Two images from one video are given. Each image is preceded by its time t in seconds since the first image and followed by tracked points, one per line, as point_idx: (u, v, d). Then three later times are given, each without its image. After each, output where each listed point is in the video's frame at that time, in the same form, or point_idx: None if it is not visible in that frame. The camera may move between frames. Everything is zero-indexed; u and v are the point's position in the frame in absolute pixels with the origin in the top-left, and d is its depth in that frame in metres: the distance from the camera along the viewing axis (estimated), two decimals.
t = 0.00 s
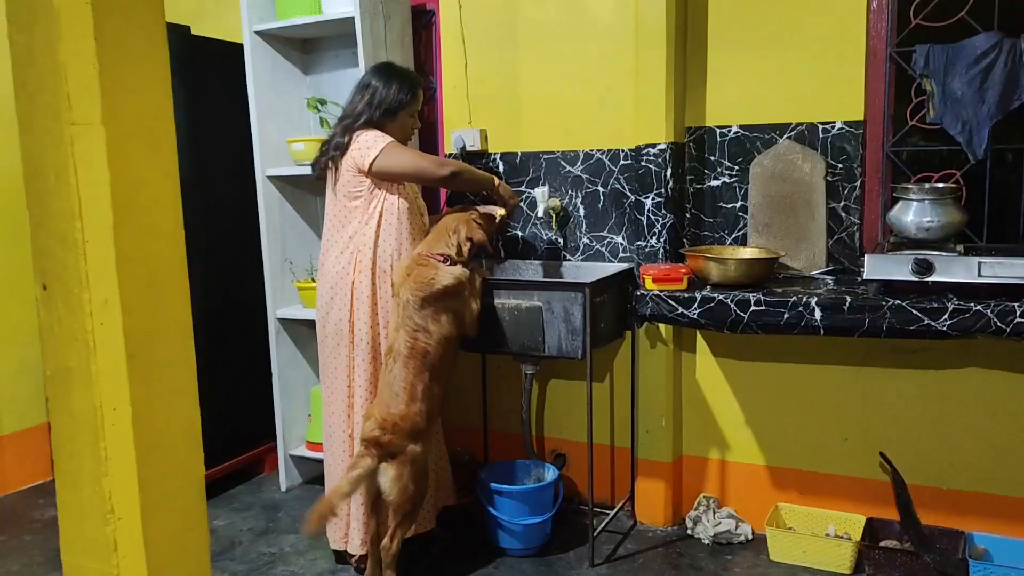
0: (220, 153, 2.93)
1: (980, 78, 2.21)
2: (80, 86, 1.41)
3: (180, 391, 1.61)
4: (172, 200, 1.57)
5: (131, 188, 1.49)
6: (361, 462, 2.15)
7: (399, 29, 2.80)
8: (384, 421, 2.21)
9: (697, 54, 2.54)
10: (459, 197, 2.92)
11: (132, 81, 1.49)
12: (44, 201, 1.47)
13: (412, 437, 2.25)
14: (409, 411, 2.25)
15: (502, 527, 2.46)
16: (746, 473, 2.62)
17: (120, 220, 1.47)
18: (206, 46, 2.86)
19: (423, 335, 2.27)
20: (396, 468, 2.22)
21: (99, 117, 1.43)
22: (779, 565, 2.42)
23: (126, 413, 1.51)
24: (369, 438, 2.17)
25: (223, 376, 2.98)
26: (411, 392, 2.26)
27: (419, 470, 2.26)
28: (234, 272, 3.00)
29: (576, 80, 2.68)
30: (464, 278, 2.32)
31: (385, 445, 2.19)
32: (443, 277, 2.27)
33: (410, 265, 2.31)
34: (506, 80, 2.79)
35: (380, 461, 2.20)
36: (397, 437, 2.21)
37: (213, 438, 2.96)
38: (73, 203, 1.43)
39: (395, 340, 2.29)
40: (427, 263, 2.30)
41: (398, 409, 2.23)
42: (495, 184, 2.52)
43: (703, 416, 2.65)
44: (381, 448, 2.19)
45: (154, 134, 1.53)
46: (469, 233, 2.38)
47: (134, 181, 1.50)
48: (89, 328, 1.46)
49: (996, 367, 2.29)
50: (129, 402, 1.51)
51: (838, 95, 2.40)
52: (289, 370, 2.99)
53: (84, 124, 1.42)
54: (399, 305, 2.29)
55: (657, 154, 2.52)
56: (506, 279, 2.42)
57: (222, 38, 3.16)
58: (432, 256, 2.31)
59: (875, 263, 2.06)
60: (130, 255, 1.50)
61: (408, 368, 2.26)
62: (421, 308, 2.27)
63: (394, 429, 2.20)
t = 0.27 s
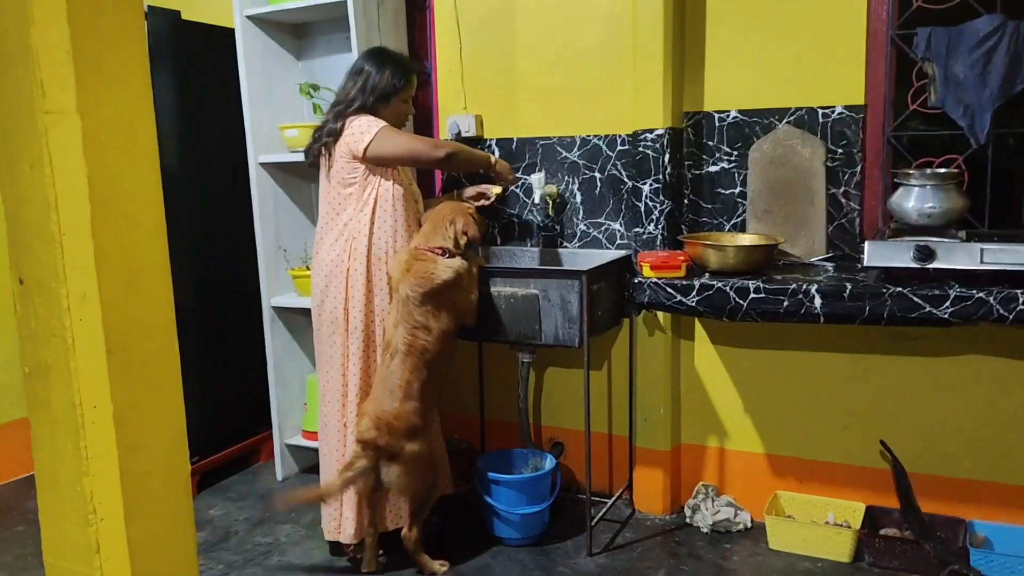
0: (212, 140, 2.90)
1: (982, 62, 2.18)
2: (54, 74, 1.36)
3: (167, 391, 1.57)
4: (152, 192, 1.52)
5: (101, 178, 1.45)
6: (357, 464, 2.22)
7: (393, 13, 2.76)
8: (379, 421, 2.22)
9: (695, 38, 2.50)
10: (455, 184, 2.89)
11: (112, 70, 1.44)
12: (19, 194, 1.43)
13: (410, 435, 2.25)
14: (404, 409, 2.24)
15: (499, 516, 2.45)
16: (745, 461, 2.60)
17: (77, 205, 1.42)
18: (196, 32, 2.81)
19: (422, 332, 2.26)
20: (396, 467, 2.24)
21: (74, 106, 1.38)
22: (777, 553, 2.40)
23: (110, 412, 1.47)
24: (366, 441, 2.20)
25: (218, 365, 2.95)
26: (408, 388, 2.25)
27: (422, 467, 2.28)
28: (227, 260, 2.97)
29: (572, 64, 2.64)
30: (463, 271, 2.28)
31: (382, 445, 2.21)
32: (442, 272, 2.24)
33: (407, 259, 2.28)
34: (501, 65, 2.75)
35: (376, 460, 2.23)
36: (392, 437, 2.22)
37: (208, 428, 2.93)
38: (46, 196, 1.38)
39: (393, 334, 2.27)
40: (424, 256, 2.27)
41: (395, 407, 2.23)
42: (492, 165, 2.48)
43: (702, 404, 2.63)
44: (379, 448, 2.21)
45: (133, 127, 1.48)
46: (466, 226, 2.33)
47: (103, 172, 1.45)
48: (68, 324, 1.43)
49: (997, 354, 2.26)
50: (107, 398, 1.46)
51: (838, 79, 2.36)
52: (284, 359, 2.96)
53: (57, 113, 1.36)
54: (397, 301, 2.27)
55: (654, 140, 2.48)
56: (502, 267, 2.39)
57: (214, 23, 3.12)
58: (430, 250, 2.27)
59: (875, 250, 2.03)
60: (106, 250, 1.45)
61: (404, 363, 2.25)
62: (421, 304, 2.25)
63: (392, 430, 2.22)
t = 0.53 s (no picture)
0: (208, 130, 2.84)
1: (996, 48, 2.12)
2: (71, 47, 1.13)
3: (145, 407, 1.09)
4: (139, 133, 1.04)
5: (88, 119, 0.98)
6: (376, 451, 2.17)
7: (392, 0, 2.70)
8: (393, 413, 2.18)
9: (701, 25, 2.44)
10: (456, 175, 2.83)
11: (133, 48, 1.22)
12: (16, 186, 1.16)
13: (421, 426, 2.21)
14: (417, 400, 2.20)
15: (501, 515, 2.40)
16: (752, 458, 2.55)
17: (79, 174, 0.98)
18: (192, 20, 2.76)
19: (428, 320, 2.19)
20: (410, 460, 2.20)
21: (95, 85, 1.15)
22: (785, 552, 2.35)
23: (85, 448, 1.01)
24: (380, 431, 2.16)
25: (215, 360, 2.90)
26: (417, 379, 2.21)
27: (434, 457, 2.25)
28: (225, 253, 2.92)
29: (575, 52, 2.58)
30: (466, 258, 2.21)
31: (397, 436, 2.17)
32: (446, 258, 2.17)
33: (409, 244, 2.20)
34: (503, 53, 2.69)
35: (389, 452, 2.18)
36: (408, 427, 2.18)
37: (206, 424, 2.89)
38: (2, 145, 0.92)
39: (397, 325, 2.21)
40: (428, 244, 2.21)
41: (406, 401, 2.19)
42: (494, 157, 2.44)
43: (707, 400, 2.58)
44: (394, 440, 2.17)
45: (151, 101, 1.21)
46: (469, 212, 2.30)
47: (84, 104, 0.97)
48: (38, 321, 0.97)
49: (1010, 348, 2.21)
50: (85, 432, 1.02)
51: (848, 67, 2.30)
52: (282, 353, 2.91)
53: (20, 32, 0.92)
54: (401, 290, 2.20)
55: (659, 130, 2.43)
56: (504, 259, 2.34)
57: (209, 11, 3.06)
58: (433, 235, 2.22)
59: (886, 242, 1.98)
60: (83, 211, 0.98)
61: (413, 353, 2.19)
62: (426, 292, 2.18)
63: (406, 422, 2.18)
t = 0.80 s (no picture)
0: (206, 131, 2.77)
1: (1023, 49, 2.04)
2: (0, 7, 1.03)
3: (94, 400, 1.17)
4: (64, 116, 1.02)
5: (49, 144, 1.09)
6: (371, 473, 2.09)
7: None
8: (392, 431, 2.09)
9: (714, 25, 2.36)
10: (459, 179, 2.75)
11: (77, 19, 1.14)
12: None
13: (423, 443, 2.12)
14: (418, 416, 2.11)
15: (504, 532, 2.31)
16: (765, 473, 2.46)
17: (36, 230, 1.08)
18: (190, 18, 2.68)
19: (424, 332, 2.10)
20: (410, 479, 2.12)
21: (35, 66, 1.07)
22: (799, 573, 2.26)
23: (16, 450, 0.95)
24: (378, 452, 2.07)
25: (211, 367, 2.82)
26: (416, 394, 2.11)
27: (435, 475, 2.16)
28: (222, 257, 2.84)
29: (583, 54, 2.50)
30: (466, 266, 2.13)
31: (397, 456, 2.09)
32: (442, 268, 2.09)
33: (405, 255, 2.12)
34: (509, 53, 2.61)
35: (390, 469, 2.11)
36: (407, 446, 2.09)
37: (202, 433, 2.80)
38: None
39: (394, 337, 2.12)
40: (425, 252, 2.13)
41: (405, 417, 2.10)
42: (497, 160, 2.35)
43: (718, 412, 2.49)
44: (392, 460, 2.09)
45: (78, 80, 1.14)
46: (472, 221, 2.23)
47: (41, 128, 1.08)
48: None
49: None
50: (42, 456, 1.11)
51: (867, 69, 2.22)
52: (279, 361, 2.83)
53: None
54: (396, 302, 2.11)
55: (671, 133, 2.34)
56: (509, 265, 2.25)
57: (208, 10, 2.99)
58: (431, 244, 2.13)
59: (909, 251, 1.90)
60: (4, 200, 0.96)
61: (410, 368, 2.10)
62: (421, 303, 2.09)
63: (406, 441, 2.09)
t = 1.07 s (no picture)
0: (195, 143, 2.68)
1: None
2: None
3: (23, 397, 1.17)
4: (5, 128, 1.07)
5: None
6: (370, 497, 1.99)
7: (390, 7, 2.53)
8: (388, 451, 1.98)
9: (721, 37, 2.28)
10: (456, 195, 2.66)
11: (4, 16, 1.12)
12: None
13: (419, 465, 2.02)
14: (413, 437, 2.00)
15: (501, 564, 2.20)
16: (773, 502, 2.36)
17: None
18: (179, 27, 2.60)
19: (421, 351, 1.98)
20: (405, 503, 2.03)
21: None
22: None
23: None
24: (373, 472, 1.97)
25: (199, 387, 2.72)
26: (413, 415, 2.00)
27: (429, 498, 2.08)
28: (210, 273, 2.75)
29: (585, 66, 2.42)
30: (464, 282, 2.02)
31: (390, 477, 1.98)
32: (441, 282, 1.97)
33: (401, 269, 2.00)
34: (508, 65, 2.53)
35: (383, 492, 2.00)
36: (403, 468, 1.99)
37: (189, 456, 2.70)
38: None
39: (389, 356, 2.01)
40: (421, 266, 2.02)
41: (400, 437, 1.99)
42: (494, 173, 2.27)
43: (723, 437, 2.40)
44: (388, 481, 1.99)
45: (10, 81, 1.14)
46: (468, 236, 2.15)
47: None
48: None
49: None
50: None
51: (881, 84, 2.13)
52: (269, 381, 2.73)
53: None
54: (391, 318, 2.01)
55: (676, 148, 2.25)
56: (508, 285, 2.16)
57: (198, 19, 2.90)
58: (428, 259, 2.02)
59: (926, 274, 1.81)
60: None
61: (406, 387, 1.99)
62: (420, 319, 1.97)
63: (400, 461, 1.98)
